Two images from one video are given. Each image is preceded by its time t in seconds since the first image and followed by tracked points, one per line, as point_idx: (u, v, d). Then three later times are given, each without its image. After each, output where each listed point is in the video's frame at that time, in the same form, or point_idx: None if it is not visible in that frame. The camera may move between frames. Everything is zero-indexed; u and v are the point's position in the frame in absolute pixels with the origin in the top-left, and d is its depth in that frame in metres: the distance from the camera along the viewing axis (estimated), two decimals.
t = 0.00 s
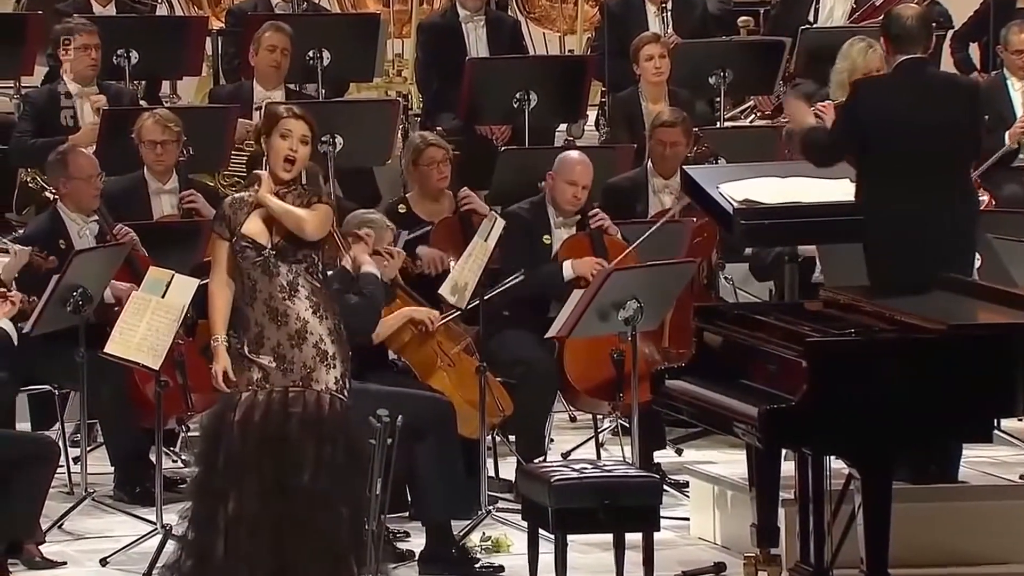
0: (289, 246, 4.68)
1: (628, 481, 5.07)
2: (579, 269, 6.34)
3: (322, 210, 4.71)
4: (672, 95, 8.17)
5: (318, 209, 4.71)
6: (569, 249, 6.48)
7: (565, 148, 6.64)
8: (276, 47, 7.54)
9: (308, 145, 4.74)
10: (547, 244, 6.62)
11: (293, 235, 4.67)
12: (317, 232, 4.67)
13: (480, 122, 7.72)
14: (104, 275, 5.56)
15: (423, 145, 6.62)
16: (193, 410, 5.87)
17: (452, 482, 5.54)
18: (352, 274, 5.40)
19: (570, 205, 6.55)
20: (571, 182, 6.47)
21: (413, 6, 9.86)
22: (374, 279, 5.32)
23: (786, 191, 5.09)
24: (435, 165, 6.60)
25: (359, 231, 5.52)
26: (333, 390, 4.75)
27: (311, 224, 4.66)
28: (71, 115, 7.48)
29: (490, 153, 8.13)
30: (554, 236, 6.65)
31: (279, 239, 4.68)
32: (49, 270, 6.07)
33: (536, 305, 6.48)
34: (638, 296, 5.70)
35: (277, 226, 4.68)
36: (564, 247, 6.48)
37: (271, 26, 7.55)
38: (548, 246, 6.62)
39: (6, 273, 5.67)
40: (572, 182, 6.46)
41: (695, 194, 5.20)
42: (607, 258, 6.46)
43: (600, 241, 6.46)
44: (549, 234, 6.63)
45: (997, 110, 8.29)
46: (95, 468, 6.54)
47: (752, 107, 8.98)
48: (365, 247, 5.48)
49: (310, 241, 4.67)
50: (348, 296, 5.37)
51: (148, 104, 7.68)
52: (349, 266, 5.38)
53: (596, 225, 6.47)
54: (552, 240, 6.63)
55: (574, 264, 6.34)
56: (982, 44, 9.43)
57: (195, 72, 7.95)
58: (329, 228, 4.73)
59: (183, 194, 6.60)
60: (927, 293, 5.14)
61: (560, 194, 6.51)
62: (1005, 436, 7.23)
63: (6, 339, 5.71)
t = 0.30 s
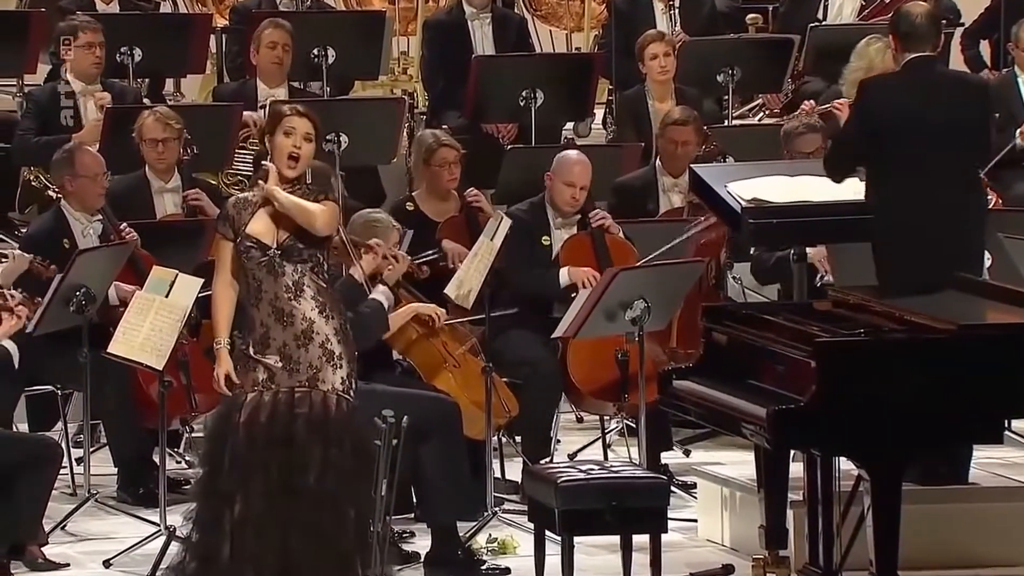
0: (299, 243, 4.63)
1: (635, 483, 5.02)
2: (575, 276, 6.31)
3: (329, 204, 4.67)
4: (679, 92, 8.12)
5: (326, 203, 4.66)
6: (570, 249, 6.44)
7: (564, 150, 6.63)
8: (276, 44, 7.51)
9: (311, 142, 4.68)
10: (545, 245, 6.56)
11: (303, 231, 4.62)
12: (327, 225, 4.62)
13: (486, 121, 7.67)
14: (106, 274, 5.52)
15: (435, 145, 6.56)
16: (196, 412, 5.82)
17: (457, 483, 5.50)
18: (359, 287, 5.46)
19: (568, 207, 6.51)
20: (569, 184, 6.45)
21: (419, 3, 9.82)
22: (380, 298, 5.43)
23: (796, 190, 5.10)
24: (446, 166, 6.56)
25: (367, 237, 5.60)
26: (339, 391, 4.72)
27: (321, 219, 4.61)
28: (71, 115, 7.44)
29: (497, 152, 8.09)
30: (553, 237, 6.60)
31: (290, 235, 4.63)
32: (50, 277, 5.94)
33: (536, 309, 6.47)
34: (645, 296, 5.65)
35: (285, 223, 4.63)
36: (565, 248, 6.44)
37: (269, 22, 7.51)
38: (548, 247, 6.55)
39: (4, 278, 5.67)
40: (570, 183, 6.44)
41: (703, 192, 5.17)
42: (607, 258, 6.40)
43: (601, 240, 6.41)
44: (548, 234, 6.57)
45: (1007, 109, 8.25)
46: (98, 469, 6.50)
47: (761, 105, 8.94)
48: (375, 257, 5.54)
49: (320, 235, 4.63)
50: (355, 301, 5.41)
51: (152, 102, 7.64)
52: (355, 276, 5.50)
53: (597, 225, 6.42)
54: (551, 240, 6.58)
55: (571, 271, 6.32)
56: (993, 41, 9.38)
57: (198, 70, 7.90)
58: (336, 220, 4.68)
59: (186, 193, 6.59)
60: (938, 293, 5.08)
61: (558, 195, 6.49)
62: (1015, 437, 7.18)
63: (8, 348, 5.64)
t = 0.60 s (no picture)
0: (308, 239, 4.59)
1: (644, 484, 4.96)
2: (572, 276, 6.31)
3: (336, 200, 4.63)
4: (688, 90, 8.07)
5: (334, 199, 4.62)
6: (566, 249, 6.41)
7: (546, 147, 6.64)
8: (276, 42, 7.47)
9: (315, 137, 4.64)
10: (538, 244, 6.51)
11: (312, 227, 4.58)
12: (336, 220, 4.58)
13: (493, 119, 7.62)
14: (111, 275, 5.47)
15: (448, 142, 6.54)
16: (201, 412, 5.78)
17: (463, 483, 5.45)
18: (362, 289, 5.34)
19: (554, 205, 6.52)
20: (553, 181, 6.46)
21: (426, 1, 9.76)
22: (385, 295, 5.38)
23: (807, 188, 5.05)
24: (458, 164, 6.52)
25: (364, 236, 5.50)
26: (343, 390, 4.68)
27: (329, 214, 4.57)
28: (71, 115, 7.39)
29: (504, 151, 8.03)
30: (546, 237, 6.57)
31: (299, 232, 4.58)
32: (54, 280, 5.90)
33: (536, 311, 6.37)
34: (653, 296, 5.60)
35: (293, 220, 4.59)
36: (560, 249, 6.40)
37: (268, 19, 7.47)
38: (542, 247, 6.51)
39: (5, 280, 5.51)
40: (553, 181, 6.46)
41: (713, 192, 5.14)
42: (603, 257, 6.38)
43: (597, 238, 6.39)
44: (542, 234, 6.54)
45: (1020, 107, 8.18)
46: (102, 471, 6.45)
47: (771, 103, 8.87)
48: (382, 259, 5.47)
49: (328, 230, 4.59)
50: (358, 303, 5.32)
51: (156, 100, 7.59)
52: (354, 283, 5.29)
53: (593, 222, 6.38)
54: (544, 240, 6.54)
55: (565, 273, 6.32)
56: (1006, 39, 9.32)
57: (203, 68, 7.86)
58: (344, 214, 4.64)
59: (190, 192, 6.54)
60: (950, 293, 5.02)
61: (543, 194, 6.50)
62: None
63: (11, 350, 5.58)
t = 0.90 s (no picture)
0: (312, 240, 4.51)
1: (653, 485, 4.92)
2: (542, 289, 6.12)
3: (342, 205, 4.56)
4: (698, 88, 8.02)
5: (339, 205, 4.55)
6: (568, 249, 6.27)
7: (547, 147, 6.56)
8: (278, 42, 7.40)
9: (316, 131, 4.59)
10: (537, 246, 6.46)
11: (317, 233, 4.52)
12: (339, 226, 4.50)
13: (500, 118, 7.57)
14: (114, 273, 5.42)
15: (449, 141, 6.47)
16: (205, 412, 5.73)
17: (470, 484, 5.40)
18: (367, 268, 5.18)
19: (553, 206, 6.45)
20: (551, 181, 6.38)
21: None
22: (392, 277, 5.25)
23: (815, 188, 4.97)
24: (459, 164, 6.46)
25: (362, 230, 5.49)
26: (349, 391, 4.59)
27: (332, 219, 4.49)
28: (71, 115, 7.33)
29: (512, 150, 7.98)
30: (546, 237, 6.50)
31: (304, 235, 4.51)
32: (60, 266, 5.90)
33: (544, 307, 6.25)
34: (662, 296, 5.55)
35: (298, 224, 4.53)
36: (562, 249, 6.25)
37: (272, 18, 7.42)
38: (540, 249, 6.46)
39: (11, 267, 5.57)
40: (551, 181, 6.38)
41: (722, 190, 5.08)
42: (606, 259, 6.23)
43: (600, 239, 6.26)
44: (541, 236, 6.48)
45: None
46: (106, 473, 6.40)
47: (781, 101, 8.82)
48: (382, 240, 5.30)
49: (333, 236, 4.51)
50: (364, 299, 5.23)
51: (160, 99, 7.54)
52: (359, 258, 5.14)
53: (593, 221, 6.30)
54: (543, 241, 6.48)
55: (538, 283, 6.13)
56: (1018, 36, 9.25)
57: (208, 65, 7.80)
58: (350, 220, 4.56)
59: (195, 191, 6.49)
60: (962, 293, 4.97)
61: (541, 195, 6.43)
62: None
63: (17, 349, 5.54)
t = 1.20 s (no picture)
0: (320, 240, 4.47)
1: (663, 487, 4.86)
2: (552, 301, 6.12)
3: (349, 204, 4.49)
4: (709, 86, 7.96)
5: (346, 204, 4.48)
6: (581, 248, 6.22)
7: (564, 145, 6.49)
8: (282, 38, 7.34)
9: (310, 126, 4.50)
10: (550, 246, 6.39)
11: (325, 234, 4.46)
12: (349, 227, 4.45)
13: (508, 116, 7.51)
14: (119, 274, 5.36)
15: (452, 142, 6.42)
16: (210, 414, 5.67)
17: (478, 486, 5.35)
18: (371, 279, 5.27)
19: (570, 206, 6.36)
20: (568, 181, 6.30)
21: None
22: (395, 287, 5.31)
23: (826, 186, 4.93)
24: (464, 164, 6.40)
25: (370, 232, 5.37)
26: (357, 392, 4.55)
27: (340, 220, 4.44)
28: (71, 115, 7.27)
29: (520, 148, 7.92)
30: (559, 237, 6.42)
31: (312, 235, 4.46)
32: (60, 267, 5.78)
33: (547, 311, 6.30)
34: (673, 296, 5.49)
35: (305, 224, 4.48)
36: (575, 249, 6.21)
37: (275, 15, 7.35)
38: (553, 250, 6.38)
39: (11, 269, 5.53)
40: (570, 181, 6.30)
41: (731, 187, 5.03)
42: (619, 260, 6.18)
43: (613, 239, 6.20)
44: (554, 236, 6.40)
45: None
46: (110, 475, 6.34)
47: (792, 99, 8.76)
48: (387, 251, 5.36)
49: (341, 236, 4.45)
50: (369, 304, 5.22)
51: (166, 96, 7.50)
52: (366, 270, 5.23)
53: (606, 222, 6.23)
54: (557, 241, 6.40)
55: (548, 295, 6.12)
56: None
57: (214, 63, 7.76)
58: (357, 218, 4.49)
59: (200, 189, 6.44)
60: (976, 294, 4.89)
61: (559, 194, 6.34)
62: None
63: (20, 351, 5.49)
